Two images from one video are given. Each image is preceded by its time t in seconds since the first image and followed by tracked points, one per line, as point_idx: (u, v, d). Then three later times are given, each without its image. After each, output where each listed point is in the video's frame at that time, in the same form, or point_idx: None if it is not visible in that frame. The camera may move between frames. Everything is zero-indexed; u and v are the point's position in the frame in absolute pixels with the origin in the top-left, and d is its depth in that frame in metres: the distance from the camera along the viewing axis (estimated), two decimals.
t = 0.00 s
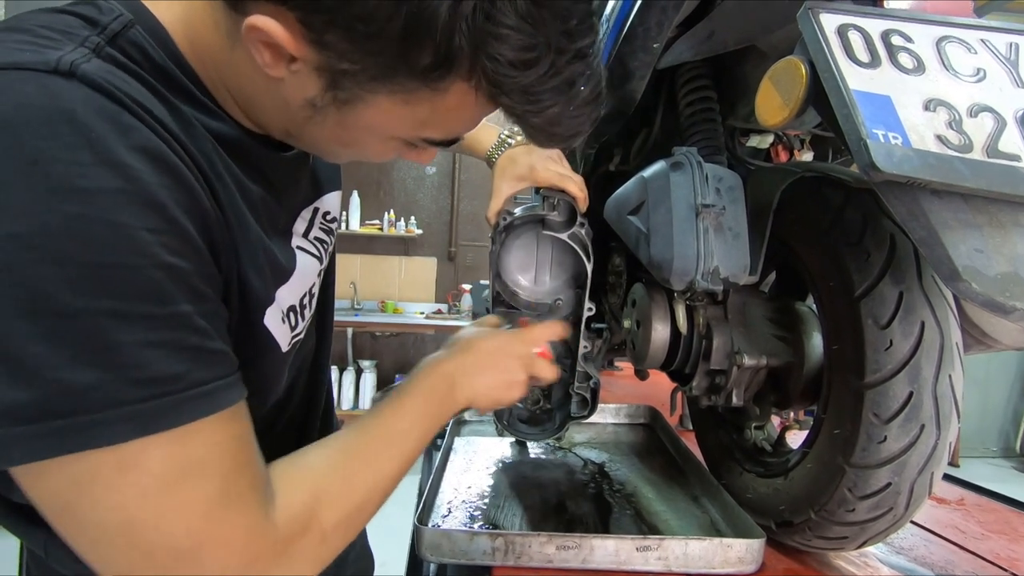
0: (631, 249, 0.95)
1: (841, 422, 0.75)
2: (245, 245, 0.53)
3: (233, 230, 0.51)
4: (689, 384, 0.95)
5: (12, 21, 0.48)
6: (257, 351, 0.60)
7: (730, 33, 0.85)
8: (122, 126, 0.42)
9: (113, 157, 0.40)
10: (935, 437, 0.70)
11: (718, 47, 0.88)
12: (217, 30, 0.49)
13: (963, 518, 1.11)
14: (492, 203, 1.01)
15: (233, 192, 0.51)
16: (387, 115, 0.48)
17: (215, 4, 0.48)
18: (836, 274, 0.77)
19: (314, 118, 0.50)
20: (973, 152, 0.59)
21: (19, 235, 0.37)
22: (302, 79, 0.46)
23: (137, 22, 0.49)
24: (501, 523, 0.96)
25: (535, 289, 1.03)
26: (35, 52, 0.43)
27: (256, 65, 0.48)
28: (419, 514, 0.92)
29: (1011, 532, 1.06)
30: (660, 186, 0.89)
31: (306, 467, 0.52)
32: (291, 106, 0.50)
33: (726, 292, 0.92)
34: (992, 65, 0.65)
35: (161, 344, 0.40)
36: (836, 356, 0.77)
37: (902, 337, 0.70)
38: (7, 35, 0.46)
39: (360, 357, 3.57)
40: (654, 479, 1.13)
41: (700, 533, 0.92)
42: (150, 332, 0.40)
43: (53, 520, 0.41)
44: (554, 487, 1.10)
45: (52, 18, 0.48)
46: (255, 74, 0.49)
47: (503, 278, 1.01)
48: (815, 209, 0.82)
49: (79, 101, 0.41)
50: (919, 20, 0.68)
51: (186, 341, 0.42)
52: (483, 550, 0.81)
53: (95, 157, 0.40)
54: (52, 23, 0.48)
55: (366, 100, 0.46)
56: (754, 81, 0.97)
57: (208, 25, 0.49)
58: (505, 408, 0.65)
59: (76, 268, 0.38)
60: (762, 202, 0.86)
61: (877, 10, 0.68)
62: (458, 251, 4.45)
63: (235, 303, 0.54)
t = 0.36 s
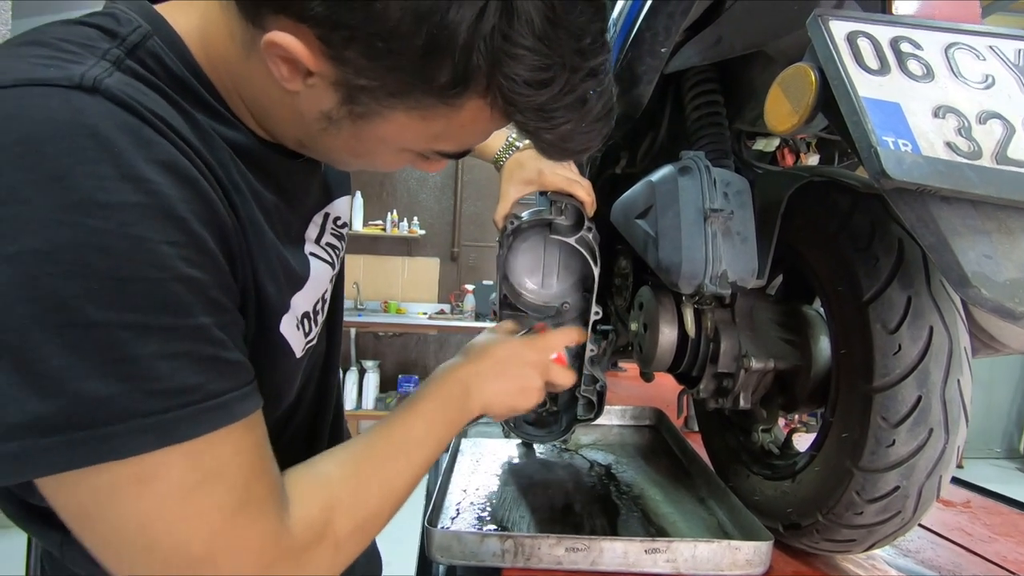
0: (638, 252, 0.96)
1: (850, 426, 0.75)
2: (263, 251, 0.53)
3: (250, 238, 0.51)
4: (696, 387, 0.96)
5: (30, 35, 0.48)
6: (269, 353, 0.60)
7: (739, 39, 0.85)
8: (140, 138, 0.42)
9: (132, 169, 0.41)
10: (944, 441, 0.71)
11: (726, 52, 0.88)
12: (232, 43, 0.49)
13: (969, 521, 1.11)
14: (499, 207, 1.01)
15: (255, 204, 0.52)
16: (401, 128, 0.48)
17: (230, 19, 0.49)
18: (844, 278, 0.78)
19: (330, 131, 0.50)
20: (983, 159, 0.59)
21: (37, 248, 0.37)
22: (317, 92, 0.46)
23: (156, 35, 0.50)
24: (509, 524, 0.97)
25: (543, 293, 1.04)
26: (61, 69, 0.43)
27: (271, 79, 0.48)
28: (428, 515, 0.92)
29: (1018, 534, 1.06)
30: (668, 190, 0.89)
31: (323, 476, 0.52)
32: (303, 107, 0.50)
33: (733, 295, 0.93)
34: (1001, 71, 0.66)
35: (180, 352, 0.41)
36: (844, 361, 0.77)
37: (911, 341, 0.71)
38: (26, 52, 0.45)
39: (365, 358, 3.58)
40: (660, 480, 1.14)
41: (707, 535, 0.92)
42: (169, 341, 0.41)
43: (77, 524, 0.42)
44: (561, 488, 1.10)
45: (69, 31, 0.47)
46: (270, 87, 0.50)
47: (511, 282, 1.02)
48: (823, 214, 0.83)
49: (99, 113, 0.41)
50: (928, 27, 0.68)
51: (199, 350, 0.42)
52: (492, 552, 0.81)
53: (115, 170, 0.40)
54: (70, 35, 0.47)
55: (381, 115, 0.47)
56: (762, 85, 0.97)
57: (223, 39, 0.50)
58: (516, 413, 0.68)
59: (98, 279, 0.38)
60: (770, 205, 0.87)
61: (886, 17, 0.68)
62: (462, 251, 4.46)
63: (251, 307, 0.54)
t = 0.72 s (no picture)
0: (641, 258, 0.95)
1: (850, 424, 0.76)
2: (282, 319, 0.50)
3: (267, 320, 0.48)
4: (697, 386, 0.97)
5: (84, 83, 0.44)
6: (273, 409, 0.57)
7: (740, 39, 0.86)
8: (186, 245, 0.38)
9: (177, 280, 0.37)
10: (943, 439, 0.71)
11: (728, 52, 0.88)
12: (299, 129, 0.42)
13: (970, 519, 1.12)
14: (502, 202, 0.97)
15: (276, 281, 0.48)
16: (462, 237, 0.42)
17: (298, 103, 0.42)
18: (845, 277, 0.78)
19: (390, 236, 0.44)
20: (982, 159, 0.60)
21: (72, 351, 0.35)
22: (382, 213, 0.40)
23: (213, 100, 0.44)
24: (511, 522, 0.98)
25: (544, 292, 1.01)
26: (118, 155, 0.38)
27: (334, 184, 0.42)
28: (431, 513, 0.93)
29: (1018, 532, 1.06)
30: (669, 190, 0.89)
31: (267, 530, 0.50)
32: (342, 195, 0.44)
33: (734, 294, 0.94)
34: (1000, 71, 0.66)
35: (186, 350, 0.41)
36: (844, 359, 0.78)
37: (910, 340, 0.71)
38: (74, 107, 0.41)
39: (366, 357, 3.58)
40: (662, 479, 1.14)
41: (708, 533, 0.93)
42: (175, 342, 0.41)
43: None
44: (563, 487, 1.11)
45: (121, 88, 0.42)
46: (335, 183, 0.43)
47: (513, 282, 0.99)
48: (823, 214, 0.83)
49: (150, 221, 0.36)
50: (929, 27, 0.69)
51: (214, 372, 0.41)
52: (494, 550, 0.82)
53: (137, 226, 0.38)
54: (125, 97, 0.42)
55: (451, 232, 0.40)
56: (763, 85, 0.97)
57: (288, 118, 0.43)
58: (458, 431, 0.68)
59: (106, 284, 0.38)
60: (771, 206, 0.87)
61: (888, 18, 0.69)
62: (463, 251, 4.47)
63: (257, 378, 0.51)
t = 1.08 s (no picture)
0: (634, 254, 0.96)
1: (842, 418, 0.77)
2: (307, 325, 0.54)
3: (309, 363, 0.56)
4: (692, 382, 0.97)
5: (139, 130, 0.47)
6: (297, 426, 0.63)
7: (734, 37, 0.86)
8: (249, 323, 0.45)
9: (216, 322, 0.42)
10: (933, 433, 0.72)
11: (722, 49, 0.90)
12: (355, 187, 0.50)
13: (963, 516, 1.12)
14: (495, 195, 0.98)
15: (315, 329, 0.57)
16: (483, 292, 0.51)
17: (353, 166, 0.49)
18: (836, 273, 0.79)
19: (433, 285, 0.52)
20: (969, 155, 0.60)
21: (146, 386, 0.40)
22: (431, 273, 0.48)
23: (275, 152, 0.50)
24: (506, 517, 0.98)
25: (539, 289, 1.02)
26: (192, 238, 0.43)
27: (390, 242, 0.50)
28: (427, 508, 0.93)
29: (1012, 528, 1.06)
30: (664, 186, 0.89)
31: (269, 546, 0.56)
32: (388, 252, 0.52)
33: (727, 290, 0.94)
34: (989, 68, 0.66)
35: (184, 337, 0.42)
36: (836, 355, 0.78)
37: (900, 335, 0.72)
38: (139, 164, 0.45)
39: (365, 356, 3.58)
40: (658, 475, 1.15)
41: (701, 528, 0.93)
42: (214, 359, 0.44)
43: None
44: (559, 483, 1.11)
45: (187, 147, 0.46)
46: (386, 241, 0.51)
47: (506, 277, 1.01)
48: (816, 210, 0.84)
49: (225, 302, 0.43)
50: (918, 24, 0.69)
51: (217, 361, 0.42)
52: (489, 544, 0.82)
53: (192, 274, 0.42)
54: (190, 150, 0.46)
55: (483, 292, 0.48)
56: (757, 83, 0.98)
57: (345, 177, 0.50)
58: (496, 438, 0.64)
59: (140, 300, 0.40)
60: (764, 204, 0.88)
61: (878, 15, 0.69)
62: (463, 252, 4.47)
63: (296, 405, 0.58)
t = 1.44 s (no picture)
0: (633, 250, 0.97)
1: (839, 415, 0.77)
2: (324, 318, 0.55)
3: (325, 353, 0.57)
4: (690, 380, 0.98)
5: (157, 127, 0.48)
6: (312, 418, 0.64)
7: (731, 36, 0.87)
8: (275, 311, 0.45)
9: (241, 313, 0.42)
10: (929, 430, 0.72)
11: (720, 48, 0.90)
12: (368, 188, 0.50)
13: (961, 513, 1.12)
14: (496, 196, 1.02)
15: (330, 321, 0.58)
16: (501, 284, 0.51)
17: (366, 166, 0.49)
18: (834, 271, 0.79)
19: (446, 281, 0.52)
20: (963, 152, 0.61)
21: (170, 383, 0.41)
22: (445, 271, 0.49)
23: (290, 151, 0.50)
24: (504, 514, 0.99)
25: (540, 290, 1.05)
26: (219, 229, 0.43)
27: (404, 241, 0.50)
28: (425, 505, 0.94)
29: (1010, 526, 1.07)
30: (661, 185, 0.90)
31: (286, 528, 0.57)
32: (396, 247, 0.53)
33: (726, 288, 0.95)
34: (985, 66, 0.67)
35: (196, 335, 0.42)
36: (833, 353, 0.79)
37: (896, 332, 0.72)
38: (161, 159, 0.45)
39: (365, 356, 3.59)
40: (656, 473, 1.15)
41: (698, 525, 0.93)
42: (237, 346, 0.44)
43: None
44: (558, 480, 1.12)
45: (207, 143, 0.47)
46: (399, 240, 0.51)
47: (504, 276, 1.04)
48: (813, 209, 0.84)
49: (253, 291, 0.43)
50: (914, 23, 0.69)
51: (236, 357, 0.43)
52: (487, 541, 0.83)
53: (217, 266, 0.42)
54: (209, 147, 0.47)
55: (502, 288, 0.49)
56: (755, 82, 0.98)
57: (358, 177, 0.51)
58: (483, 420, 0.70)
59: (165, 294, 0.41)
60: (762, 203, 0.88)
61: (875, 14, 0.70)
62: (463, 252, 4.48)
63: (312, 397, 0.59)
